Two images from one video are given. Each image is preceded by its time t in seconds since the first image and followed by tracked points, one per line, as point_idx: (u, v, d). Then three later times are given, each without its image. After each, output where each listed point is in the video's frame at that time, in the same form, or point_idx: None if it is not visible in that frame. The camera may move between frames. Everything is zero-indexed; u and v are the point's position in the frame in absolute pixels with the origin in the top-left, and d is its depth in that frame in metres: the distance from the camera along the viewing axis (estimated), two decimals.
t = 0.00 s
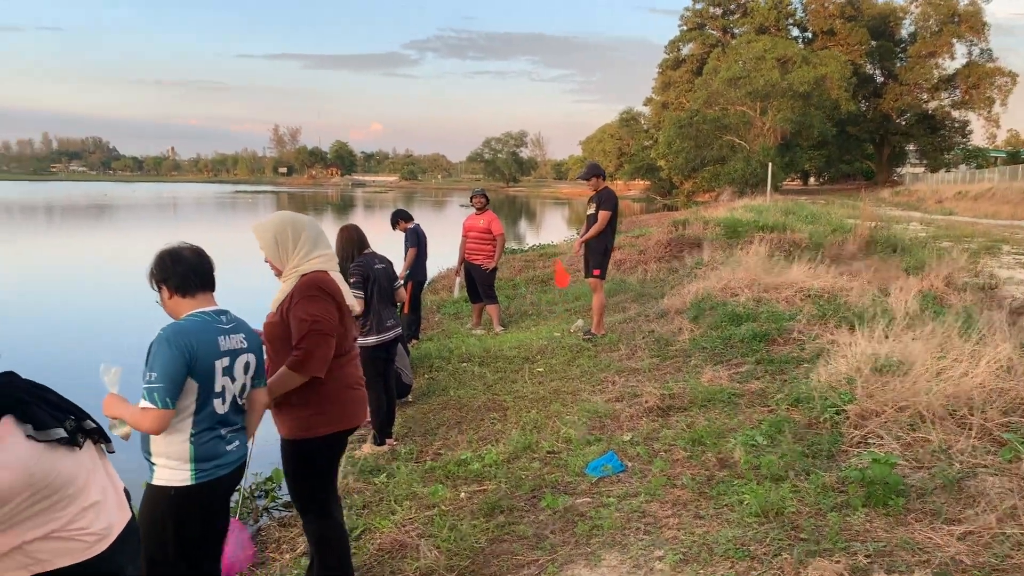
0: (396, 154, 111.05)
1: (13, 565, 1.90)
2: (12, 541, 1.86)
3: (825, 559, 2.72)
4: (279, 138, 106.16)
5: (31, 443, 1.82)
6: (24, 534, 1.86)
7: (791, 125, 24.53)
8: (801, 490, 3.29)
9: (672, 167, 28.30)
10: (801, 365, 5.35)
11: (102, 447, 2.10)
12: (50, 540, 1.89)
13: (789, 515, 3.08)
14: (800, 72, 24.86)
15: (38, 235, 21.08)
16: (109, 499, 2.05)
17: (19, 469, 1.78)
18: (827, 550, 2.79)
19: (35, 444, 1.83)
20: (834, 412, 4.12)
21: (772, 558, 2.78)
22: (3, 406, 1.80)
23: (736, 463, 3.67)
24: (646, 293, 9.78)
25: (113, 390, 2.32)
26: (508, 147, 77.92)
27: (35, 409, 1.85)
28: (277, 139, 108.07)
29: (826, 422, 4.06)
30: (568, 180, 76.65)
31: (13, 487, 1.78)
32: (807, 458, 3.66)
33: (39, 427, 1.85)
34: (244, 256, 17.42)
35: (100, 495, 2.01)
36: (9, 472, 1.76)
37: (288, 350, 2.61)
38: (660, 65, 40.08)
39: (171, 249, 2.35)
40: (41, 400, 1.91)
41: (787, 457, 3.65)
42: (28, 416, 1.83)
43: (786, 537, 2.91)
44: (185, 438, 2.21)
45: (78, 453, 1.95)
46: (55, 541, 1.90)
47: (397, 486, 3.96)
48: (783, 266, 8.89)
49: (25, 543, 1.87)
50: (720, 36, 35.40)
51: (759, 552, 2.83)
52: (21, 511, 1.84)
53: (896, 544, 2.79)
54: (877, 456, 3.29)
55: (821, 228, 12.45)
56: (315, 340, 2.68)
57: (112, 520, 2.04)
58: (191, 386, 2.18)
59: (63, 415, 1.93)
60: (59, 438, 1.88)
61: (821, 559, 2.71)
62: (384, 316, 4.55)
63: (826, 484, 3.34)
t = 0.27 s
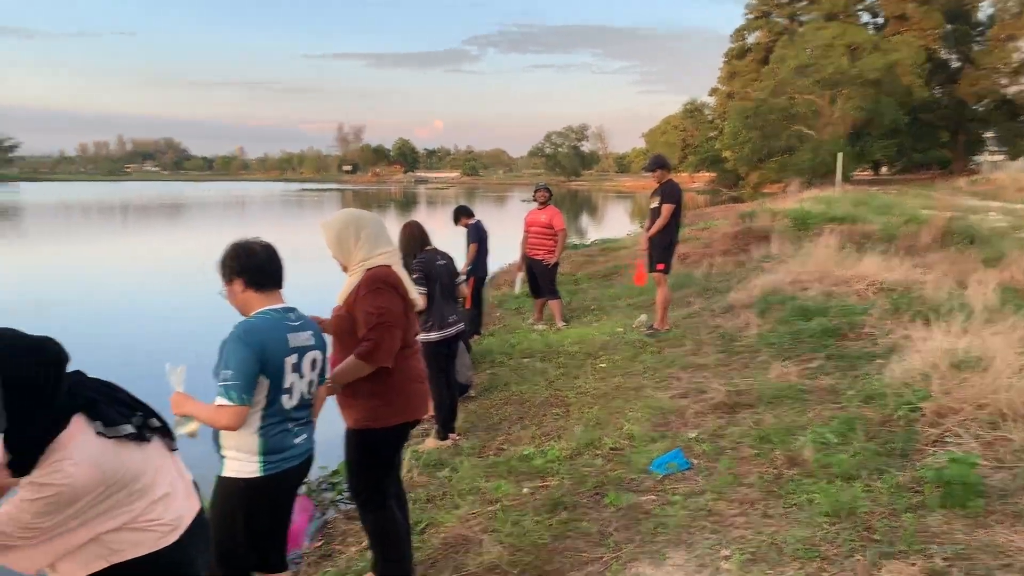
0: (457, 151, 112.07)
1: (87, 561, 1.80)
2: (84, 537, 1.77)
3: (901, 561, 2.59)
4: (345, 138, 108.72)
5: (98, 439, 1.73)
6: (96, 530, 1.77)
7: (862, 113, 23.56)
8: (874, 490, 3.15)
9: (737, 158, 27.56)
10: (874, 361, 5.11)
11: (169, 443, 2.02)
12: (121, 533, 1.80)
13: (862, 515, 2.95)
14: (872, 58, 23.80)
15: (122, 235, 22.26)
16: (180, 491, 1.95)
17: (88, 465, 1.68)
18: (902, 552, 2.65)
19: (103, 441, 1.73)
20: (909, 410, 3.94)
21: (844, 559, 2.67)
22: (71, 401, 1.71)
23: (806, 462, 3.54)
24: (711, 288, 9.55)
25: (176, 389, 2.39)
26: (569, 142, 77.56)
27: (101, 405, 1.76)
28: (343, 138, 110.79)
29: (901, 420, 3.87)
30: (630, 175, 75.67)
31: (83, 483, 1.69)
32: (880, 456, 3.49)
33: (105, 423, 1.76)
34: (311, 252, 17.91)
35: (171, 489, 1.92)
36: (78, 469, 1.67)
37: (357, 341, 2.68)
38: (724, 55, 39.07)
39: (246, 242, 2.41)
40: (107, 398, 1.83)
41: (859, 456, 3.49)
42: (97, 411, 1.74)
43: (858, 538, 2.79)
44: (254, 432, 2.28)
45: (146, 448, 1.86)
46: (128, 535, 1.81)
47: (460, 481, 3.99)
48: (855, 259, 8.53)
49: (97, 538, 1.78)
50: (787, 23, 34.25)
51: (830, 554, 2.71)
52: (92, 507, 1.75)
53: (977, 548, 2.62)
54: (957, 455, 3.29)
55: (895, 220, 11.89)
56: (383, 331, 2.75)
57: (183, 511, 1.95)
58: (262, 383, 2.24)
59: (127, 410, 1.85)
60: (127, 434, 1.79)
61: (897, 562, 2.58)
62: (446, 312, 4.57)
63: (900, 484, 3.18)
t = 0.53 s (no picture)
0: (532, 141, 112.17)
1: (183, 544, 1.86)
2: (179, 519, 1.82)
3: (1005, 556, 2.43)
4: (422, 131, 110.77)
5: (188, 428, 1.79)
6: (190, 511, 1.83)
7: (958, 91, 22.18)
8: (976, 482, 2.95)
9: (822, 141, 26.36)
10: (975, 349, 4.79)
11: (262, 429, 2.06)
12: (214, 515, 1.85)
13: (964, 508, 2.77)
14: (971, 30, 22.26)
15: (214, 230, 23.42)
16: (271, 474, 1.98)
17: (178, 452, 1.75)
18: (1006, 546, 2.49)
19: (192, 429, 1.79)
20: (1012, 400, 3.69)
21: (943, 553, 2.52)
22: (162, 393, 1.77)
23: (900, 452, 3.36)
24: (797, 274, 9.19)
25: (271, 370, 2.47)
26: (644, 129, 76.29)
27: (191, 395, 1.81)
28: (420, 132, 112.83)
29: (1004, 410, 3.62)
30: (710, 160, 73.67)
31: (176, 469, 1.76)
32: (982, 447, 3.27)
33: (195, 412, 1.81)
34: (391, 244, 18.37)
35: (262, 472, 1.95)
36: (170, 456, 1.74)
37: (450, 324, 2.78)
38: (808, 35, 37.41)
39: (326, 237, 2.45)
40: (197, 387, 1.88)
41: (958, 447, 3.29)
42: (186, 402, 1.79)
43: (958, 532, 2.63)
44: (351, 418, 2.36)
45: (236, 434, 1.90)
46: (221, 517, 1.86)
47: (542, 469, 4.03)
48: (953, 242, 8.02)
49: (192, 519, 1.83)
50: None
51: (928, 547, 2.57)
52: (184, 493, 1.80)
53: None
54: None
55: (998, 200, 11.09)
56: (474, 315, 2.85)
57: (274, 495, 1.97)
58: (358, 370, 2.32)
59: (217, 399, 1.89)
60: (214, 422, 1.83)
61: (1000, 556, 2.42)
62: (526, 300, 4.57)
63: (1003, 475, 2.97)
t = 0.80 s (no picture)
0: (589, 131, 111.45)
1: (281, 525, 1.87)
2: (275, 502, 1.84)
3: None
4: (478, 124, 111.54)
5: (282, 416, 1.80)
6: (286, 495, 1.84)
7: None
8: None
9: (892, 125, 25.33)
10: None
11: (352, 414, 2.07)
12: (309, 497, 1.86)
13: None
14: None
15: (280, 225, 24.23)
16: (362, 457, 1.98)
17: (274, 439, 1.77)
18: None
19: (285, 417, 1.80)
20: None
21: None
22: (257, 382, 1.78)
23: (985, 442, 3.27)
24: (869, 262, 8.92)
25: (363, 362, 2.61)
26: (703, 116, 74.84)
27: (284, 383, 1.82)
28: (477, 125, 113.60)
29: None
30: (773, 147, 71.70)
31: (272, 454, 1.77)
32: None
33: (288, 401, 1.82)
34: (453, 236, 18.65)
35: (353, 456, 1.96)
36: (266, 443, 1.76)
37: (537, 313, 2.87)
38: (876, 16, 35.95)
39: (414, 228, 2.73)
40: (288, 375, 1.88)
41: None
42: (279, 391, 1.80)
43: None
44: (443, 405, 2.48)
45: (328, 420, 1.91)
46: (315, 499, 1.87)
47: (615, 459, 4.09)
48: None
49: (288, 502, 1.85)
50: None
51: (1018, 539, 2.52)
52: (281, 478, 1.82)
53: None
54: None
55: None
56: (558, 303, 2.95)
57: (364, 476, 1.98)
58: (452, 358, 2.46)
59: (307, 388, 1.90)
60: (307, 410, 1.84)
61: None
62: (596, 291, 4.60)
63: None
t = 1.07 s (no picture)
0: (621, 121, 110.70)
1: (373, 491, 1.88)
2: (370, 470, 1.85)
3: None
4: (508, 115, 111.49)
5: (375, 385, 1.82)
6: (380, 463, 1.86)
7: None
8: None
9: (935, 112, 24.73)
10: None
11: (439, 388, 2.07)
12: (401, 466, 1.87)
13: None
14: None
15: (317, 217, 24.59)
16: (451, 430, 1.98)
17: (369, 408, 1.79)
18: None
19: (379, 388, 1.82)
20: None
21: None
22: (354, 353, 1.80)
23: None
24: (918, 250, 8.76)
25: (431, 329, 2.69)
26: (737, 105, 73.73)
27: (378, 354, 1.84)
28: (507, 115, 113.73)
29: None
30: (808, 136, 70.44)
31: (367, 422, 1.80)
32: None
33: (383, 372, 1.84)
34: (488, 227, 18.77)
35: (443, 427, 1.96)
36: (362, 411, 1.78)
37: (606, 295, 2.95)
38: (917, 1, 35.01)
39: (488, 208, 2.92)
40: (381, 346, 1.90)
41: None
42: (374, 363, 1.82)
43: None
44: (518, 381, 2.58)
45: (419, 392, 1.92)
46: (407, 468, 1.87)
47: (671, 443, 4.17)
48: None
49: (381, 470, 1.86)
50: None
51: None
52: (374, 446, 1.84)
53: None
54: None
55: None
56: (624, 285, 3.02)
57: (453, 445, 1.97)
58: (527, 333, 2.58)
59: (400, 360, 1.91)
60: (400, 382, 1.85)
61: None
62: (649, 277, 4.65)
63: None
